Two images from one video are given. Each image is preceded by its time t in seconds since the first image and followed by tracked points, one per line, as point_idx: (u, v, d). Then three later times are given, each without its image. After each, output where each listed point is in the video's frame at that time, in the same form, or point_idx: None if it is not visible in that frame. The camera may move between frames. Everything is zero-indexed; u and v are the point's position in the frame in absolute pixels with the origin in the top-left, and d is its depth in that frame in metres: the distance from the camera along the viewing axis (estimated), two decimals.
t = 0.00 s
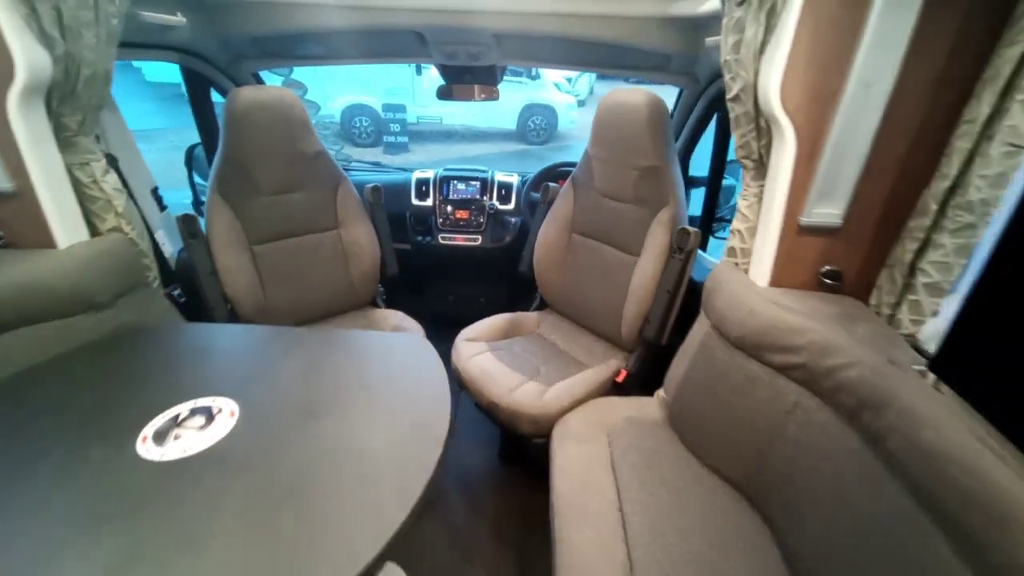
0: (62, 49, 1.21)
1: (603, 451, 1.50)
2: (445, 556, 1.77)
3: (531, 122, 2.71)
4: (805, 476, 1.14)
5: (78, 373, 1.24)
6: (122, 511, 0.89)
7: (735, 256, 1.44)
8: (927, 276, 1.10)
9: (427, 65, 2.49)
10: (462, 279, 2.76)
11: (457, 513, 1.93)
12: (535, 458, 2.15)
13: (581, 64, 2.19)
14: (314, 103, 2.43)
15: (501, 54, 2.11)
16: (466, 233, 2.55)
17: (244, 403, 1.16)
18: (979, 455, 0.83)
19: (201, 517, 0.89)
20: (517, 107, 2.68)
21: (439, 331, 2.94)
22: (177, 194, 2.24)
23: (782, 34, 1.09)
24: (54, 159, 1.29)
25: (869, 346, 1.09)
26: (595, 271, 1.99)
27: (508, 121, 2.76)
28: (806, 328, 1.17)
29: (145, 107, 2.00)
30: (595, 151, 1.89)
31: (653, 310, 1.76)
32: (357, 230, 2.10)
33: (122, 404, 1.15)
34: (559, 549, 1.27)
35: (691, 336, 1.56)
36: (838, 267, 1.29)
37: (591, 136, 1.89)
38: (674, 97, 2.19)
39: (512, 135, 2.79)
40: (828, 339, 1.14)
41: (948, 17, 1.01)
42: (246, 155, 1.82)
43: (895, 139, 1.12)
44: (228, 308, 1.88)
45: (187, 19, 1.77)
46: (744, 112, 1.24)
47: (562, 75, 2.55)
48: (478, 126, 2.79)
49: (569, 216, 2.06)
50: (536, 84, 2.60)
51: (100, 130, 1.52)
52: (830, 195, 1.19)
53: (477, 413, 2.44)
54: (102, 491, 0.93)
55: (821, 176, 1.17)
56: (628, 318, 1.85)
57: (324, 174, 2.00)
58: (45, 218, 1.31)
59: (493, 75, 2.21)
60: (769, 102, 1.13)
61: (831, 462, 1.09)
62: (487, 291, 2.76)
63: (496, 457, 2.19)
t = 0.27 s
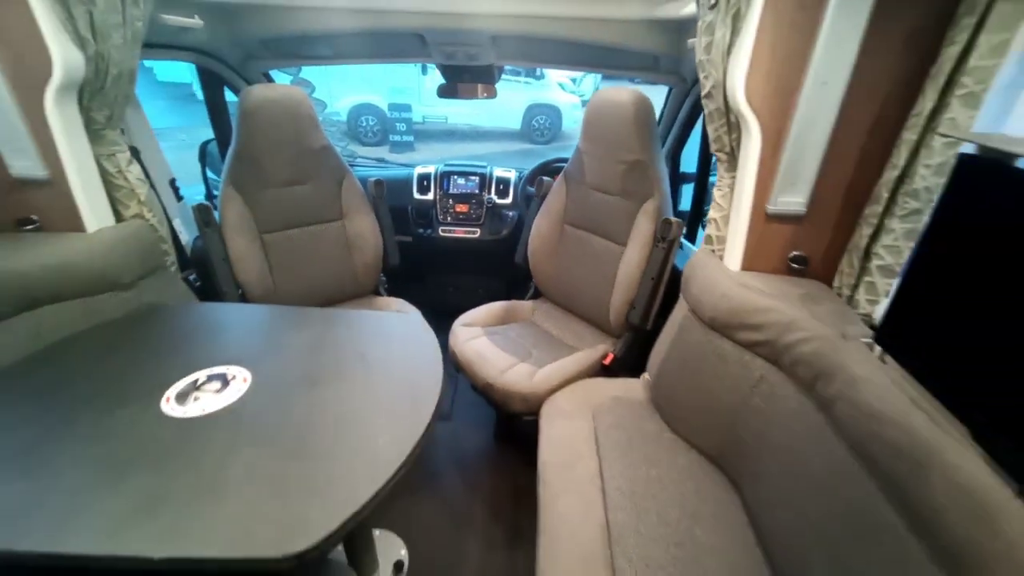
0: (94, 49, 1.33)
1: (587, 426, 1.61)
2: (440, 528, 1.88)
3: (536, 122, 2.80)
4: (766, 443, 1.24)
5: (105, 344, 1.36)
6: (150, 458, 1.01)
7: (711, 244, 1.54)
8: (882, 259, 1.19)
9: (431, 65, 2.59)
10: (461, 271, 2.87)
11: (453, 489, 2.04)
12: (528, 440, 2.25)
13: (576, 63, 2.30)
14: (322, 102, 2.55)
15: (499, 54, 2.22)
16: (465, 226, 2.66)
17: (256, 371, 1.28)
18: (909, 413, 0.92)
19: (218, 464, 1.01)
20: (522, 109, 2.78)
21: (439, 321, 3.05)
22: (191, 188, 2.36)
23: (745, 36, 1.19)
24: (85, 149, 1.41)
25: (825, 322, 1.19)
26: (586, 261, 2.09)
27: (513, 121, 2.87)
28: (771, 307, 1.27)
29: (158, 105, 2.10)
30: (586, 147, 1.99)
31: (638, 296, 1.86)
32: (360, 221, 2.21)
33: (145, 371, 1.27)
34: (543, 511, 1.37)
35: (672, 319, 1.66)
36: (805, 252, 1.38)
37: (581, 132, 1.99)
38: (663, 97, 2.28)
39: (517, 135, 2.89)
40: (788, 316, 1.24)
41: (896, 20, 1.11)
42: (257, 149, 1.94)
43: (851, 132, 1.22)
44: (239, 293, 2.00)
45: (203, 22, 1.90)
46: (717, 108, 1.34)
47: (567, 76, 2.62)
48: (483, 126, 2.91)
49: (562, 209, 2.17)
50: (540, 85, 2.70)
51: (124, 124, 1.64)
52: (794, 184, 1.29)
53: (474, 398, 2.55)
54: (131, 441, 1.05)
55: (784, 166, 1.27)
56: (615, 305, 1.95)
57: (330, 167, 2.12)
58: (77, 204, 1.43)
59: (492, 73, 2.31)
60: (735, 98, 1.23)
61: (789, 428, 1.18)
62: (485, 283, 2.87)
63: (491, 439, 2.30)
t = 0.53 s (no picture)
0: (120, 50, 1.43)
1: (580, 409, 1.69)
2: (440, 508, 1.97)
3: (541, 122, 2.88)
4: (746, 422, 1.32)
5: (129, 325, 1.46)
6: (172, 424, 1.11)
7: (699, 235, 1.62)
8: (855, 248, 1.27)
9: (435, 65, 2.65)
10: (463, 264, 2.96)
11: (453, 472, 2.13)
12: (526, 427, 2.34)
13: (574, 64, 2.38)
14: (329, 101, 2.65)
15: (500, 55, 2.31)
16: (467, 221, 2.73)
17: (268, 350, 1.38)
18: (869, 387, 1.00)
19: (236, 430, 1.10)
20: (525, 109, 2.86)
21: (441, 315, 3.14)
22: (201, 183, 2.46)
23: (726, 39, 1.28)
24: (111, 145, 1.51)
25: (800, 308, 1.27)
26: (582, 254, 2.17)
27: (516, 119, 2.96)
28: (751, 294, 1.35)
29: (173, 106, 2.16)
30: (582, 144, 2.08)
31: (631, 287, 1.94)
32: (366, 215, 2.31)
33: (165, 350, 1.37)
34: (536, 485, 1.46)
35: (662, 309, 1.74)
36: (786, 243, 1.46)
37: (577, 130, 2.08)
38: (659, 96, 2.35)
39: (520, 133, 2.99)
40: (767, 302, 1.31)
41: (867, 24, 1.19)
42: (268, 145, 2.03)
43: (826, 129, 1.30)
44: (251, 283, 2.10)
45: (219, 24, 2.00)
46: (702, 106, 1.44)
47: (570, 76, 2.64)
48: (487, 125, 3.02)
49: (559, 205, 2.25)
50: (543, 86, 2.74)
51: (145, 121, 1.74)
52: (773, 178, 1.37)
53: (474, 387, 2.64)
54: (155, 410, 1.15)
55: (764, 160, 1.35)
56: (609, 296, 2.03)
57: (338, 163, 2.21)
58: (103, 195, 1.53)
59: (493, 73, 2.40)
60: (717, 97, 1.32)
61: (767, 407, 1.26)
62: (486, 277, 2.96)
63: (491, 425, 2.38)
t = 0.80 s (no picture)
0: (142, 49, 1.50)
1: (579, 395, 1.76)
2: (444, 493, 2.04)
3: (543, 121, 2.99)
4: (738, 405, 1.38)
5: (149, 311, 1.53)
6: (195, 400, 1.18)
7: (694, 228, 1.68)
8: (841, 239, 1.33)
9: (439, 65, 2.75)
10: (466, 259, 3.03)
11: (456, 459, 2.20)
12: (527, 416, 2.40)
13: (576, 64, 2.45)
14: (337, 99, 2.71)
15: (503, 55, 2.38)
16: (470, 217, 2.80)
17: (283, 334, 1.46)
18: (850, 366, 1.06)
19: (255, 405, 1.17)
20: (528, 108, 2.98)
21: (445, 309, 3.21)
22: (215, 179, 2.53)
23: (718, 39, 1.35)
24: (133, 140, 1.59)
25: (789, 295, 1.34)
26: (582, 248, 2.24)
27: (518, 118, 3.08)
28: (743, 283, 1.41)
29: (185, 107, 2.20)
30: (582, 141, 2.15)
31: (630, 280, 2.00)
32: (373, 210, 2.38)
33: (184, 334, 1.44)
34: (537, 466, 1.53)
35: (659, 299, 1.80)
36: (777, 235, 1.52)
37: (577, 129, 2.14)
38: (658, 96, 2.41)
39: (522, 132, 3.11)
40: (758, 290, 1.38)
41: (851, 25, 1.25)
42: (279, 141, 2.10)
43: (814, 125, 1.37)
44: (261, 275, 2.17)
45: (233, 25, 2.07)
46: (697, 103, 1.51)
47: (573, 77, 2.72)
48: (489, 125, 3.15)
49: (560, 200, 2.32)
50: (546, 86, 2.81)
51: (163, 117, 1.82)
52: (764, 172, 1.43)
53: (477, 379, 2.71)
54: (178, 388, 1.22)
55: (756, 155, 1.41)
56: (608, 288, 2.09)
57: (345, 159, 2.28)
58: (125, 188, 1.60)
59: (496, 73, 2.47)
60: (710, 94, 1.38)
61: (757, 390, 1.32)
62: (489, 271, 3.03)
63: (493, 415, 2.45)
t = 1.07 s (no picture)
0: (159, 49, 1.55)
1: (582, 385, 1.81)
2: (450, 481, 2.09)
3: (544, 121, 3.05)
4: (735, 392, 1.43)
5: (165, 301, 1.59)
6: (214, 385, 1.23)
7: (693, 222, 1.73)
8: (835, 231, 1.38)
9: (441, 65, 2.77)
10: (469, 255, 3.09)
11: (461, 449, 2.25)
12: (530, 408, 2.46)
13: (578, 63, 2.51)
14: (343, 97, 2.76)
15: (507, 54, 2.43)
16: (474, 213, 2.85)
17: (295, 324, 1.51)
18: (842, 351, 1.11)
19: (272, 389, 1.23)
20: (529, 108, 3.04)
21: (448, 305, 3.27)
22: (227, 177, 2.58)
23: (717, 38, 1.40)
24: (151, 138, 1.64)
25: (785, 286, 1.39)
26: (584, 243, 2.29)
27: (518, 118, 3.15)
28: (741, 274, 1.46)
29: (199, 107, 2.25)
30: (584, 138, 2.20)
31: (630, 273, 2.05)
32: (379, 206, 2.43)
33: (201, 323, 1.49)
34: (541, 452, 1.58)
35: (659, 292, 1.85)
36: (774, 228, 1.57)
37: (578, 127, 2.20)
38: (659, 95, 2.46)
39: (523, 132, 3.17)
40: (755, 281, 1.43)
41: (844, 24, 1.30)
42: (288, 139, 2.16)
43: (809, 121, 1.42)
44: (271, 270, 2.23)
45: (245, 25, 2.13)
46: (697, 101, 1.56)
47: (575, 77, 2.78)
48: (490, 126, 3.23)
49: (563, 197, 2.37)
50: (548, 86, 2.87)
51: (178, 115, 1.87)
52: (761, 167, 1.48)
53: (480, 372, 2.76)
54: (198, 374, 1.27)
55: (753, 150, 1.46)
56: (610, 281, 2.14)
57: (353, 156, 2.34)
58: (142, 183, 1.65)
59: (500, 72, 2.53)
60: (708, 91, 1.43)
61: (754, 377, 1.37)
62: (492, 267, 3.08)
63: (496, 407, 2.51)
